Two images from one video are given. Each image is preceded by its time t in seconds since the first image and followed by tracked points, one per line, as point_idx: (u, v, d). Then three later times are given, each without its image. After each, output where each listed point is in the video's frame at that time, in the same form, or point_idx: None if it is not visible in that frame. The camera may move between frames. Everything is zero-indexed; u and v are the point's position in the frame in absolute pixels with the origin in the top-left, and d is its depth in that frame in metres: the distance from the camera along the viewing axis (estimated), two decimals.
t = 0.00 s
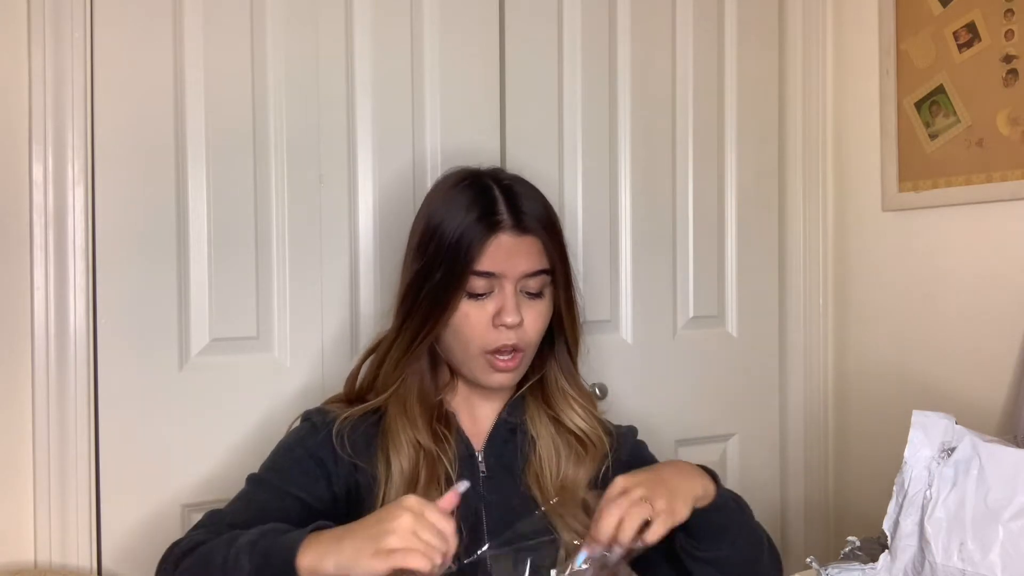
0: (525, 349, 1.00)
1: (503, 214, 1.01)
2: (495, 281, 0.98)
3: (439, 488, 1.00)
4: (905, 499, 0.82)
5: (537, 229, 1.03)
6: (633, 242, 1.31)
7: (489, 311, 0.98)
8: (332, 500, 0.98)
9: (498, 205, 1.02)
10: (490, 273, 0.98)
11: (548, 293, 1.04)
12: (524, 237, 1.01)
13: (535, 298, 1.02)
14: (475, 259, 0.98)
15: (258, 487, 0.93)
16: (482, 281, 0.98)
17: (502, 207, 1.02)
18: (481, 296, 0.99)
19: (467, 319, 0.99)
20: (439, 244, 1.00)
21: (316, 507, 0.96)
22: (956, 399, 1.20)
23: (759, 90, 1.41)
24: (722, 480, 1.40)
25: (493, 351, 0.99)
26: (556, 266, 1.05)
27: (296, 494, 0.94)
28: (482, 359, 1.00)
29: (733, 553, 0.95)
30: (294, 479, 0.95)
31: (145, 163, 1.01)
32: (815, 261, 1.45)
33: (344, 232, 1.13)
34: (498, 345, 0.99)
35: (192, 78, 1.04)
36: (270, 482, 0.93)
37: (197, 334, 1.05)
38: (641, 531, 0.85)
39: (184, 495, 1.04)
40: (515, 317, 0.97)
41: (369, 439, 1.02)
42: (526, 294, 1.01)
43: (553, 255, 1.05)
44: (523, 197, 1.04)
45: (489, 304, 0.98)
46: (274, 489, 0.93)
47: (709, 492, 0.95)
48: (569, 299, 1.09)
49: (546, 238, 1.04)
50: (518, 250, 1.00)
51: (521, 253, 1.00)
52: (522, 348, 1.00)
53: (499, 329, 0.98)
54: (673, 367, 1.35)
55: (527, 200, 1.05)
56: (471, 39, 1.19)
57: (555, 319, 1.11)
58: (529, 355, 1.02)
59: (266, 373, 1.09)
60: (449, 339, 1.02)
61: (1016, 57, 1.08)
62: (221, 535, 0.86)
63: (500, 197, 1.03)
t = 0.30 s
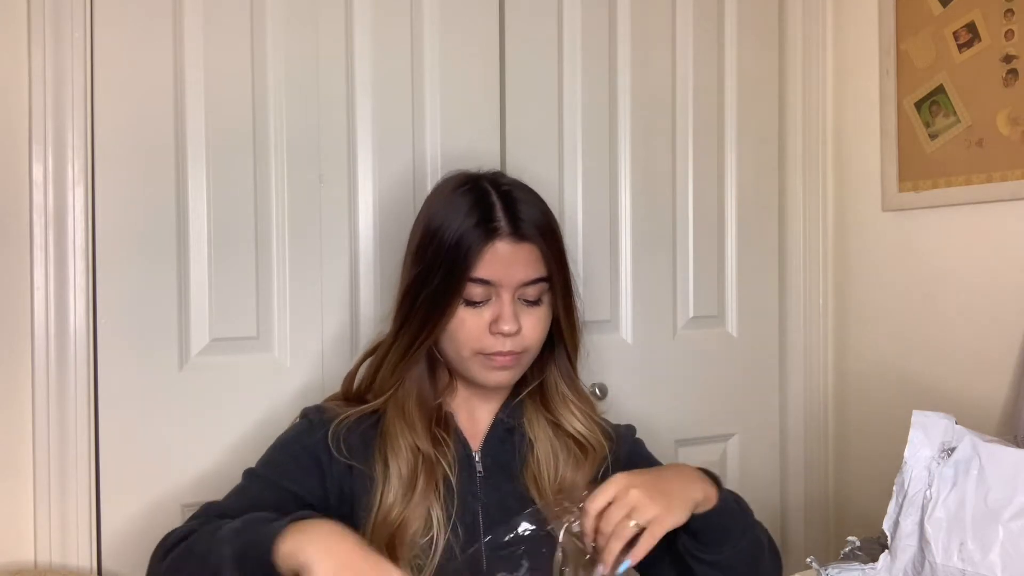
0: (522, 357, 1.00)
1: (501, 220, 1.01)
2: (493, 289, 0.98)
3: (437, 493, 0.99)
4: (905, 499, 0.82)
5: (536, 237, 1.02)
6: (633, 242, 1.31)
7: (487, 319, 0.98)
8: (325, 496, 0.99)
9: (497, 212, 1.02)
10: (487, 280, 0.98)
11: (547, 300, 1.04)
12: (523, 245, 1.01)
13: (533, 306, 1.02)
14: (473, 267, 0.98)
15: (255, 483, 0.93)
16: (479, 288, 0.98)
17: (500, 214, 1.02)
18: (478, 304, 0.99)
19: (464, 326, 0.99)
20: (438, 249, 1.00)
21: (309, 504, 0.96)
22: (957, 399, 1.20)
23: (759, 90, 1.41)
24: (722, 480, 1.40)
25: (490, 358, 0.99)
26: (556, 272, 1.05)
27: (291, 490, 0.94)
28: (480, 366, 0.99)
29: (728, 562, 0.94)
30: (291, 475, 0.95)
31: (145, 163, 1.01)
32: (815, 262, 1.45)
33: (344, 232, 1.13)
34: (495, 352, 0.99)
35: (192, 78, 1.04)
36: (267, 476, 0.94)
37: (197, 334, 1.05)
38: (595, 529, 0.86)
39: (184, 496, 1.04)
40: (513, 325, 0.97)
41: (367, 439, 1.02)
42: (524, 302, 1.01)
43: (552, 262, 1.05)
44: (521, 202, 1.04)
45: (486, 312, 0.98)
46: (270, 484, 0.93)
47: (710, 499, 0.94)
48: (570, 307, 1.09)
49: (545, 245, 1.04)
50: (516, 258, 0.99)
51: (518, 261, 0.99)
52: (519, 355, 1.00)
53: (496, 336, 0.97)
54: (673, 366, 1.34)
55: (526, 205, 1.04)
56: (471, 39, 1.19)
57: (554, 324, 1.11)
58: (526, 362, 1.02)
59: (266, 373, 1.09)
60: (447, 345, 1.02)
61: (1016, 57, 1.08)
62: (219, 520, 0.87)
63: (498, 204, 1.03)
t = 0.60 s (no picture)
0: (527, 358, 1.01)
1: (507, 222, 1.00)
2: (499, 290, 0.98)
3: (438, 495, 0.99)
4: (905, 499, 0.82)
5: (541, 237, 1.03)
6: (633, 243, 1.31)
7: (493, 320, 0.98)
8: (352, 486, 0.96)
9: (502, 213, 1.01)
10: (495, 282, 0.98)
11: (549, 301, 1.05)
12: (528, 246, 1.01)
13: (538, 307, 1.02)
14: (480, 269, 0.97)
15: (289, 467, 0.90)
16: (486, 290, 0.98)
17: (506, 214, 1.01)
18: (484, 305, 0.99)
19: (470, 328, 0.99)
20: (443, 251, 0.99)
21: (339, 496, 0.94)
22: (957, 399, 1.20)
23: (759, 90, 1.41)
24: (722, 480, 1.40)
25: (495, 360, 0.99)
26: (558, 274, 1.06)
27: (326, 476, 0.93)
28: (485, 368, 0.99)
29: None
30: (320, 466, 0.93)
31: (145, 163, 1.01)
32: (815, 262, 1.45)
33: (344, 232, 1.13)
34: (501, 355, 0.99)
35: (192, 78, 1.04)
36: (299, 466, 0.91)
37: (197, 334, 1.05)
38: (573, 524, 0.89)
39: (183, 496, 1.04)
40: (519, 326, 0.98)
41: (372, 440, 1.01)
42: (528, 302, 1.01)
43: (555, 264, 1.05)
44: (524, 203, 1.04)
45: (492, 314, 0.98)
46: (303, 468, 0.91)
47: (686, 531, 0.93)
48: (569, 309, 1.10)
49: (550, 246, 1.04)
50: (523, 258, 0.99)
51: (525, 263, 0.99)
52: (524, 357, 1.00)
53: (503, 338, 0.98)
54: (672, 366, 1.34)
55: (530, 206, 1.04)
56: (472, 39, 1.19)
57: (555, 325, 1.11)
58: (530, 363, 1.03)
59: (266, 373, 1.09)
60: (451, 347, 1.01)
61: (1016, 57, 1.08)
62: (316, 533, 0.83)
63: (503, 204, 1.02)
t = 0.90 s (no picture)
0: (539, 357, 1.01)
1: (527, 222, 1.00)
2: (519, 289, 0.98)
3: (455, 493, 1.00)
4: (905, 499, 0.82)
5: (557, 238, 1.03)
6: (633, 243, 1.31)
7: (511, 319, 0.98)
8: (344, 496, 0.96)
9: (521, 213, 1.01)
10: (515, 282, 0.98)
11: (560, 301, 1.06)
12: (547, 247, 1.01)
13: (551, 307, 1.03)
14: (501, 269, 0.97)
15: (272, 483, 0.89)
16: (505, 290, 0.98)
17: (524, 215, 1.01)
18: (503, 305, 0.99)
19: (487, 327, 0.99)
20: (461, 250, 0.98)
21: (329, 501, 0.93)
22: (957, 399, 1.20)
23: (759, 90, 1.41)
24: (722, 481, 1.40)
25: (510, 359, 0.99)
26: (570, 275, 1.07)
27: (314, 490, 0.92)
28: (499, 367, 1.00)
29: None
30: (306, 473, 0.92)
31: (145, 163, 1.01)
32: (815, 262, 1.45)
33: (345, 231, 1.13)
34: (516, 354, 0.99)
35: (193, 78, 1.04)
36: (284, 474, 0.91)
37: (197, 334, 1.05)
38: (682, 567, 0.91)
39: (183, 495, 1.04)
40: (537, 326, 0.98)
41: (383, 441, 1.01)
42: (543, 302, 1.02)
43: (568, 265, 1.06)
44: (539, 203, 1.04)
45: (510, 313, 0.98)
46: (290, 482, 0.90)
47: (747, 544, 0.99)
48: (578, 309, 1.11)
49: (565, 248, 1.05)
50: (544, 259, 1.00)
51: (545, 263, 1.00)
52: (538, 356, 1.01)
53: (519, 337, 0.98)
54: (673, 366, 1.34)
55: (544, 206, 1.05)
56: (472, 40, 1.19)
57: (563, 324, 1.13)
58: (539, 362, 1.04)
59: (265, 373, 1.09)
60: (465, 345, 1.01)
61: (1016, 57, 1.08)
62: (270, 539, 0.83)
63: (521, 205, 1.02)
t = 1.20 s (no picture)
0: (531, 364, 1.01)
1: (522, 230, 1.00)
2: (512, 297, 0.99)
3: (448, 496, 1.00)
4: (905, 499, 0.82)
5: (553, 246, 1.03)
6: (633, 243, 1.31)
7: (504, 326, 0.98)
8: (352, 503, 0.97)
9: (516, 220, 1.01)
10: (509, 289, 0.98)
11: (553, 309, 1.06)
12: (542, 255, 1.01)
13: (545, 314, 1.03)
14: (496, 276, 0.97)
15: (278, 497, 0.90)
16: (499, 297, 0.98)
17: (520, 222, 1.01)
18: (496, 312, 0.99)
19: (480, 333, 0.99)
20: (457, 257, 0.98)
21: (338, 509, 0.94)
22: (957, 400, 1.20)
23: (759, 90, 1.41)
24: (722, 481, 1.40)
25: (502, 365, 0.99)
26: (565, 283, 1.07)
27: (321, 500, 0.92)
28: (491, 372, 1.00)
29: None
30: (310, 483, 0.93)
31: (145, 163, 1.01)
32: (815, 262, 1.45)
33: (346, 231, 1.13)
34: (507, 360, 0.99)
35: (193, 78, 1.04)
36: (290, 487, 0.91)
37: (197, 335, 1.05)
38: None
39: (183, 495, 1.04)
40: (529, 334, 0.98)
41: (375, 447, 1.01)
42: (536, 310, 1.02)
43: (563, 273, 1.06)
44: (535, 211, 1.04)
45: (503, 320, 0.99)
46: (294, 493, 0.91)
47: None
48: (572, 316, 1.12)
49: (561, 256, 1.05)
50: (538, 267, 1.00)
51: (539, 271, 1.00)
52: (530, 363, 1.01)
53: (512, 343, 0.98)
54: (673, 366, 1.35)
55: (541, 213, 1.05)
56: (472, 40, 1.19)
57: (556, 330, 1.13)
58: (532, 368, 1.04)
59: (266, 373, 1.09)
60: (458, 351, 1.01)
61: (1016, 57, 1.08)
62: (300, 557, 0.85)
63: (518, 212, 1.02)
